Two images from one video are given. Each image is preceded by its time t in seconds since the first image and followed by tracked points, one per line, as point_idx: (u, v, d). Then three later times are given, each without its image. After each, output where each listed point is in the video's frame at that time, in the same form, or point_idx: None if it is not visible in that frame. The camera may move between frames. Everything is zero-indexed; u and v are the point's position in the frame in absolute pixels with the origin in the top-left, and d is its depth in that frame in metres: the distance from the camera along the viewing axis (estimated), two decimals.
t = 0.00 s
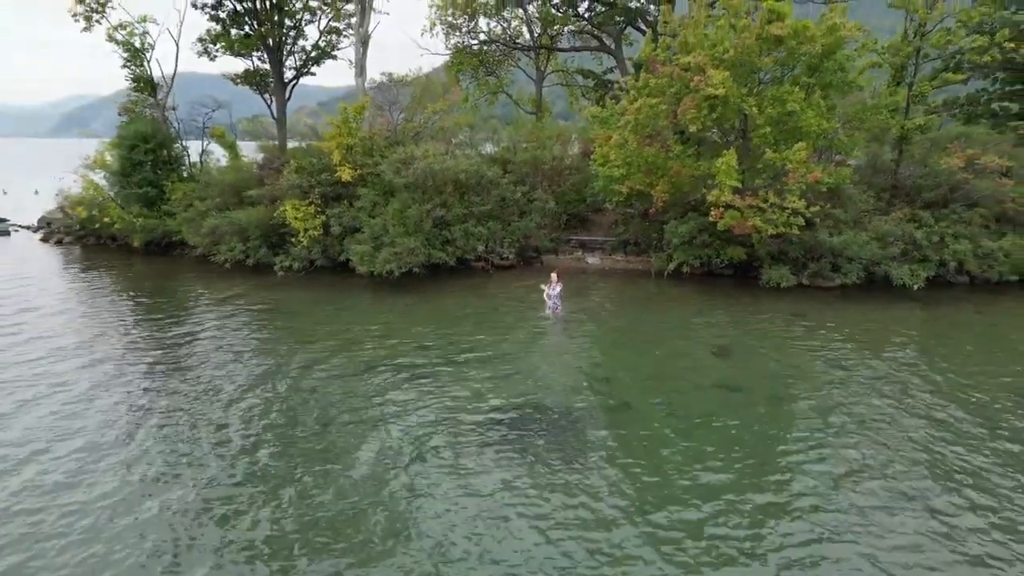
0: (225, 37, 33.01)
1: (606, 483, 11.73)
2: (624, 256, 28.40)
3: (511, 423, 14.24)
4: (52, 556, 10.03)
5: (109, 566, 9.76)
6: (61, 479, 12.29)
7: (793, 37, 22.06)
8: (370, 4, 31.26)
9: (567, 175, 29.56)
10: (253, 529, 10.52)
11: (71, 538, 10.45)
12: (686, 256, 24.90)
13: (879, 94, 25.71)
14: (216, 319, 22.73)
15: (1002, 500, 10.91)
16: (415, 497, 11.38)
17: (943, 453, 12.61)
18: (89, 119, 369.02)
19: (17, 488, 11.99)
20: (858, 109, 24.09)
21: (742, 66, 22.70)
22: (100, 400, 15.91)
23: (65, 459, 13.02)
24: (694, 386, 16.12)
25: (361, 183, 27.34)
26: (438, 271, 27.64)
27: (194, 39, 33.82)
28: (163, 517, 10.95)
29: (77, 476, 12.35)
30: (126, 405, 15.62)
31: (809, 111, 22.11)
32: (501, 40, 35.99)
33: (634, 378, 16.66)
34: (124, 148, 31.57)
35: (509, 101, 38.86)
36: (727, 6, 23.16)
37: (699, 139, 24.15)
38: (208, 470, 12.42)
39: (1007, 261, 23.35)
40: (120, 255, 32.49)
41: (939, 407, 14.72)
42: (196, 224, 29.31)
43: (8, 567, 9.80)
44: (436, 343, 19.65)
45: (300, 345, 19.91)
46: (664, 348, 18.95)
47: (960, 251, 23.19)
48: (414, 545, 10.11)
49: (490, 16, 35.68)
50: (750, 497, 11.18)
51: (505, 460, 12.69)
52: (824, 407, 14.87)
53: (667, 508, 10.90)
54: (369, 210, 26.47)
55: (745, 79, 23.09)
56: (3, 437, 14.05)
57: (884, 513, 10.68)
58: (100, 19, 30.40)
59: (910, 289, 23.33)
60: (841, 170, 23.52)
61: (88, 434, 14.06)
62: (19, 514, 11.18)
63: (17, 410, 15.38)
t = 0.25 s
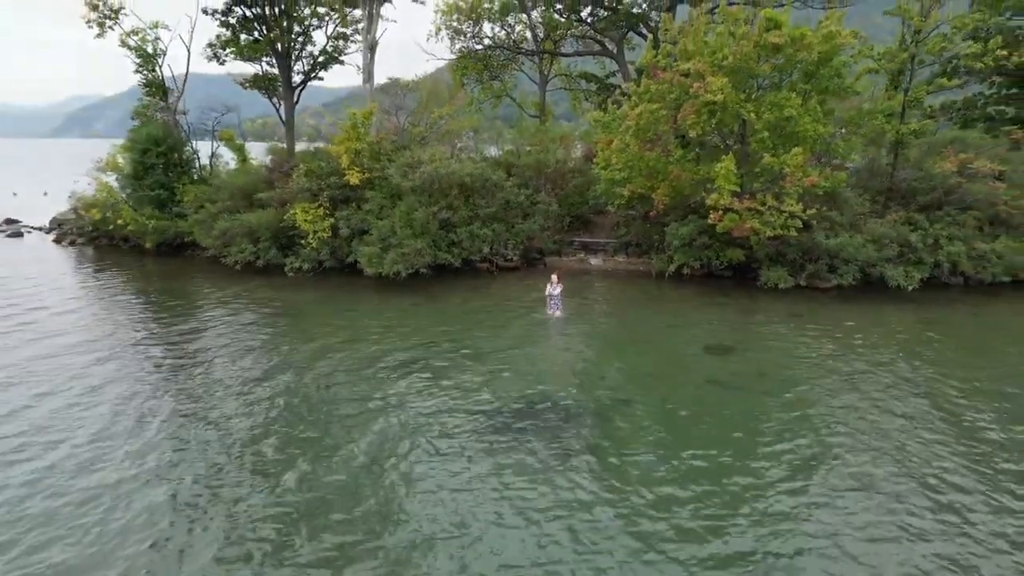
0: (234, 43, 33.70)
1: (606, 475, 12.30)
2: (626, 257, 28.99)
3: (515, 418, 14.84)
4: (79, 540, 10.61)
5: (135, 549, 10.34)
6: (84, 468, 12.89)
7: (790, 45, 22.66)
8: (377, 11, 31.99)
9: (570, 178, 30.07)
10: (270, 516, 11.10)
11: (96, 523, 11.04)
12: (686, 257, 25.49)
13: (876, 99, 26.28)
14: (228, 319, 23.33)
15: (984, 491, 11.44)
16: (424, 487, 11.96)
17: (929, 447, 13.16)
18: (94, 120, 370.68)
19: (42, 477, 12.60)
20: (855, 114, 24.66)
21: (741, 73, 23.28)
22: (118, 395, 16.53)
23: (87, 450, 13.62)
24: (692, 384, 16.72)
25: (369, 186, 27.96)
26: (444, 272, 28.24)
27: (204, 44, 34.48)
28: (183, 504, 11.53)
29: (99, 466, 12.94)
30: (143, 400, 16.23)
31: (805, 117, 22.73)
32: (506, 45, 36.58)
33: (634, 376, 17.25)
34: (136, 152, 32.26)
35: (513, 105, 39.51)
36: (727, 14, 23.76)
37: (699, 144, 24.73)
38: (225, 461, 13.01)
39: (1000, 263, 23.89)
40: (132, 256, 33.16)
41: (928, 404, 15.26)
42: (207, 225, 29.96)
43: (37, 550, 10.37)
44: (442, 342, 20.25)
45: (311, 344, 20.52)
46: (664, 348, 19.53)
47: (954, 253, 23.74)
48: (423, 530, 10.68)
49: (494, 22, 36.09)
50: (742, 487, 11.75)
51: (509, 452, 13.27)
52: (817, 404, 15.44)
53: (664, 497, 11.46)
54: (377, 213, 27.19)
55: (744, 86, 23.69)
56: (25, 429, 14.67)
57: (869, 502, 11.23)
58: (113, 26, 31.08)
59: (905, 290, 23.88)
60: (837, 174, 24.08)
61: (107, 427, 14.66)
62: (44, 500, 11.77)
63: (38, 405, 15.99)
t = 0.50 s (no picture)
0: (243, 47, 34.33)
1: (607, 467, 12.83)
2: (628, 258, 29.52)
3: (519, 414, 15.39)
4: (103, 526, 11.13)
5: (157, 535, 10.87)
6: (104, 459, 13.43)
7: (789, 51, 23.18)
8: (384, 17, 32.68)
9: (573, 181, 30.63)
10: (285, 504, 11.64)
11: (119, 510, 11.57)
12: (687, 258, 26.01)
13: (873, 104, 26.79)
14: (239, 318, 23.88)
15: (969, 483, 11.95)
16: (432, 478, 12.49)
17: (918, 442, 13.66)
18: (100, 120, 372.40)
19: (64, 467, 13.14)
20: (853, 119, 25.08)
21: (740, 78, 23.81)
22: (134, 391, 17.08)
23: (106, 442, 14.16)
24: (690, 382, 17.24)
25: (376, 189, 28.56)
26: (449, 272, 28.80)
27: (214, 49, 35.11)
28: (201, 494, 12.06)
29: (118, 457, 13.48)
30: (158, 395, 16.78)
31: (803, 122, 23.27)
32: (510, 49, 37.15)
33: (635, 374, 17.80)
34: (147, 155, 32.89)
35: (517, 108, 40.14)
36: (727, 21, 24.29)
37: (699, 147, 25.26)
38: (240, 453, 13.57)
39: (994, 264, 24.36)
40: (143, 257, 33.78)
41: (919, 401, 15.77)
42: (217, 227, 30.58)
43: (64, 535, 10.90)
44: (448, 340, 20.81)
45: (321, 342, 21.08)
46: (664, 347, 20.06)
47: (948, 255, 24.24)
48: (431, 518, 11.20)
49: (499, 26, 36.77)
50: (737, 479, 12.27)
51: (513, 446, 13.80)
52: (811, 401, 15.96)
53: (662, 488, 11.98)
54: (384, 215, 27.80)
55: (743, 91, 24.23)
56: (46, 422, 15.22)
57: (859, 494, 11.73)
58: (126, 31, 31.70)
59: (901, 291, 24.37)
60: (835, 177, 24.57)
61: (125, 421, 15.21)
62: (68, 489, 12.30)
63: (56, 399, 16.53)
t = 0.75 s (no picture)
0: (254, 52, 35.03)
1: (607, 460, 13.44)
2: (631, 260, 30.14)
3: (524, 410, 16.03)
4: (128, 512, 11.79)
5: (180, 521, 11.51)
6: (127, 451, 14.10)
7: (787, 58, 23.78)
8: (393, 25, 33.74)
9: (577, 184, 31.32)
10: (301, 494, 12.28)
11: (143, 499, 12.23)
12: (688, 260, 26.63)
13: (872, 109, 27.37)
14: (252, 317, 24.56)
15: (952, 477, 12.54)
16: (440, 470, 13.12)
17: (906, 438, 14.24)
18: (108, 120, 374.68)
19: (89, 458, 13.82)
20: (850, 125, 25.82)
21: (740, 84, 24.43)
22: (153, 387, 17.77)
23: (128, 435, 14.84)
24: (688, 380, 17.86)
25: (385, 192, 29.27)
26: (456, 273, 29.45)
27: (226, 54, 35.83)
28: (220, 484, 12.71)
29: (140, 449, 14.15)
30: (175, 391, 17.45)
31: (801, 127, 23.85)
32: (516, 54, 37.81)
33: (636, 372, 18.42)
34: (161, 158, 33.66)
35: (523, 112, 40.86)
36: (727, 29, 24.89)
37: (700, 152, 25.86)
38: (257, 446, 14.22)
39: (989, 266, 24.91)
40: (155, 258, 34.54)
41: (909, 400, 16.35)
42: (229, 229, 31.31)
43: (92, 520, 11.56)
44: (454, 340, 21.46)
45: (332, 341, 21.73)
46: (664, 346, 20.67)
47: (943, 257, 24.81)
48: (439, 507, 11.83)
49: (504, 31, 37.38)
50: (731, 471, 12.87)
51: (517, 440, 14.44)
52: (805, 398, 16.55)
53: (659, 479, 12.59)
54: (393, 217, 28.50)
55: (743, 97, 24.84)
56: (71, 416, 15.90)
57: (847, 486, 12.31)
58: (140, 37, 32.45)
59: (898, 293, 24.93)
60: (833, 181, 25.14)
61: (148, 415, 15.89)
62: (93, 479, 12.97)
63: (79, 394, 17.24)
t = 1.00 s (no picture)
0: (263, 58, 35.71)
1: (606, 456, 14.04)
2: (633, 261, 30.73)
3: (528, 408, 16.63)
4: (150, 504, 12.43)
5: (199, 512, 12.15)
6: (146, 446, 14.75)
7: (785, 65, 24.37)
8: (400, 33, 34.89)
9: (580, 187, 31.93)
10: (316, 487, 12.93)
11: (162, 491, 12.87)
12: (688, 262, 27.22)
13: (869, 114, 27.92)
14: (262, 317, 25.21)
15: (935, 472, 13.14)
16: (446, 465, 13.74)
17: (894, 436, 14.81)
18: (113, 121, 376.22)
19: (111, 453, 14.47)
20: (847, 130, 26.43)
21: (738, 91, 25.05)
22: (169, 386, 18.42)
23: (146, 431, 15.49)
24: (686, 379, 18.45)
25: (392, 195, 29.92)
26: (461, 275, 30.07)
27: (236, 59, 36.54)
28: (235, 478, 13.35)
29: (159, 444, 14.80)
30: (190, 389, 18.10)
31: (798, 133, 24.41)
32: (520, 59, 38.43)
33: (636, 372, 19.03)
34: (171, 161, 34.36)
35: (526, 115, 41.53)
36: (726, 36, 25.49)
37: (700, 156, 26.44)
38: (271, 442, 14.85)
39: (982, 268, 25.46)
40: (166, 259, 35.23)
41: (899, 399, 16.91)
42: (239, 231, 31.99)
43: (116, 511, 12.21)
44: (460, 339, 22.09)
45: (341, 340, 22.36)
46: (663, 346, 21.27)
47: (938, 260, 25.34)
48: (445, 500, 12.45)
49: (508, 36, 37.98)
50: (724, 467, 13.48)
51: (520, 436, 15.05)
52: (799, 397, 17.13)
53: (655, 474, 13.19)
54: (399, 220, 29.16)
55: (741, 103, 25.42)
56: (93, 413, 16.56)
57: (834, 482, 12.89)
58: (152, 43, 33.16)
59: (893, 294, 25.46)
60: (830, 184, 25.72)
61: (166, 412, 16.54)
62: (115, 472, 13.62)
63: (99, 392, 17.91)
